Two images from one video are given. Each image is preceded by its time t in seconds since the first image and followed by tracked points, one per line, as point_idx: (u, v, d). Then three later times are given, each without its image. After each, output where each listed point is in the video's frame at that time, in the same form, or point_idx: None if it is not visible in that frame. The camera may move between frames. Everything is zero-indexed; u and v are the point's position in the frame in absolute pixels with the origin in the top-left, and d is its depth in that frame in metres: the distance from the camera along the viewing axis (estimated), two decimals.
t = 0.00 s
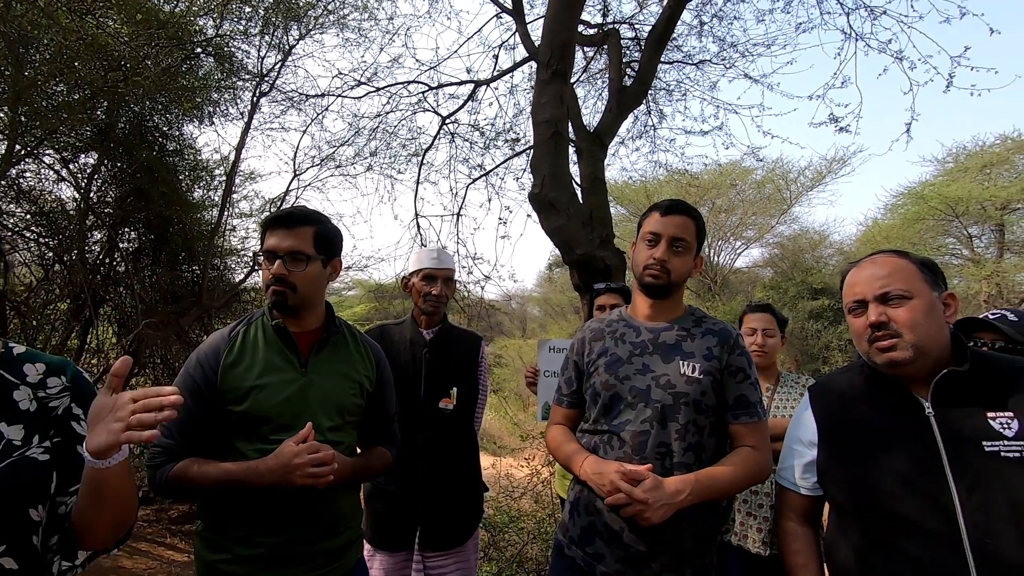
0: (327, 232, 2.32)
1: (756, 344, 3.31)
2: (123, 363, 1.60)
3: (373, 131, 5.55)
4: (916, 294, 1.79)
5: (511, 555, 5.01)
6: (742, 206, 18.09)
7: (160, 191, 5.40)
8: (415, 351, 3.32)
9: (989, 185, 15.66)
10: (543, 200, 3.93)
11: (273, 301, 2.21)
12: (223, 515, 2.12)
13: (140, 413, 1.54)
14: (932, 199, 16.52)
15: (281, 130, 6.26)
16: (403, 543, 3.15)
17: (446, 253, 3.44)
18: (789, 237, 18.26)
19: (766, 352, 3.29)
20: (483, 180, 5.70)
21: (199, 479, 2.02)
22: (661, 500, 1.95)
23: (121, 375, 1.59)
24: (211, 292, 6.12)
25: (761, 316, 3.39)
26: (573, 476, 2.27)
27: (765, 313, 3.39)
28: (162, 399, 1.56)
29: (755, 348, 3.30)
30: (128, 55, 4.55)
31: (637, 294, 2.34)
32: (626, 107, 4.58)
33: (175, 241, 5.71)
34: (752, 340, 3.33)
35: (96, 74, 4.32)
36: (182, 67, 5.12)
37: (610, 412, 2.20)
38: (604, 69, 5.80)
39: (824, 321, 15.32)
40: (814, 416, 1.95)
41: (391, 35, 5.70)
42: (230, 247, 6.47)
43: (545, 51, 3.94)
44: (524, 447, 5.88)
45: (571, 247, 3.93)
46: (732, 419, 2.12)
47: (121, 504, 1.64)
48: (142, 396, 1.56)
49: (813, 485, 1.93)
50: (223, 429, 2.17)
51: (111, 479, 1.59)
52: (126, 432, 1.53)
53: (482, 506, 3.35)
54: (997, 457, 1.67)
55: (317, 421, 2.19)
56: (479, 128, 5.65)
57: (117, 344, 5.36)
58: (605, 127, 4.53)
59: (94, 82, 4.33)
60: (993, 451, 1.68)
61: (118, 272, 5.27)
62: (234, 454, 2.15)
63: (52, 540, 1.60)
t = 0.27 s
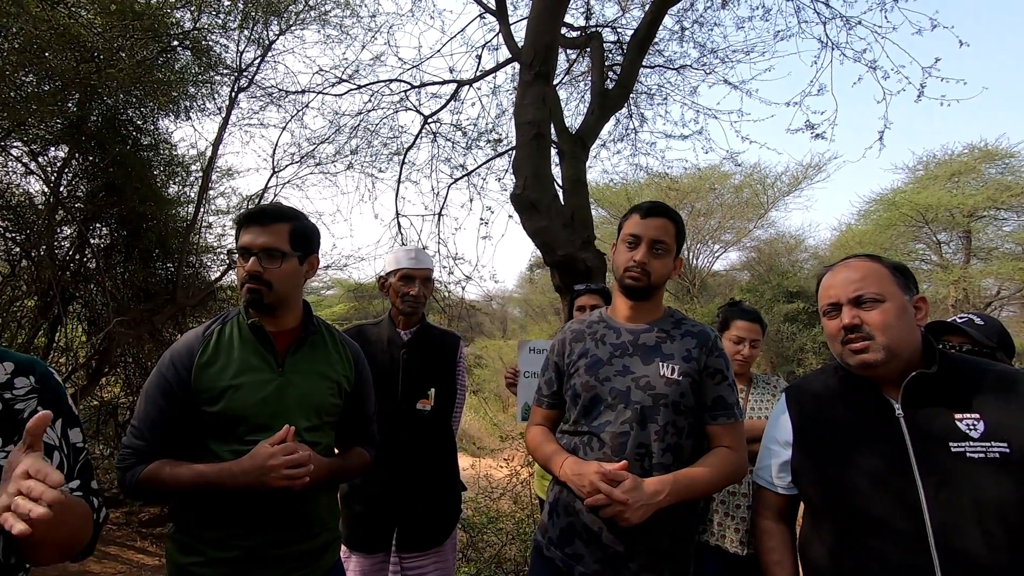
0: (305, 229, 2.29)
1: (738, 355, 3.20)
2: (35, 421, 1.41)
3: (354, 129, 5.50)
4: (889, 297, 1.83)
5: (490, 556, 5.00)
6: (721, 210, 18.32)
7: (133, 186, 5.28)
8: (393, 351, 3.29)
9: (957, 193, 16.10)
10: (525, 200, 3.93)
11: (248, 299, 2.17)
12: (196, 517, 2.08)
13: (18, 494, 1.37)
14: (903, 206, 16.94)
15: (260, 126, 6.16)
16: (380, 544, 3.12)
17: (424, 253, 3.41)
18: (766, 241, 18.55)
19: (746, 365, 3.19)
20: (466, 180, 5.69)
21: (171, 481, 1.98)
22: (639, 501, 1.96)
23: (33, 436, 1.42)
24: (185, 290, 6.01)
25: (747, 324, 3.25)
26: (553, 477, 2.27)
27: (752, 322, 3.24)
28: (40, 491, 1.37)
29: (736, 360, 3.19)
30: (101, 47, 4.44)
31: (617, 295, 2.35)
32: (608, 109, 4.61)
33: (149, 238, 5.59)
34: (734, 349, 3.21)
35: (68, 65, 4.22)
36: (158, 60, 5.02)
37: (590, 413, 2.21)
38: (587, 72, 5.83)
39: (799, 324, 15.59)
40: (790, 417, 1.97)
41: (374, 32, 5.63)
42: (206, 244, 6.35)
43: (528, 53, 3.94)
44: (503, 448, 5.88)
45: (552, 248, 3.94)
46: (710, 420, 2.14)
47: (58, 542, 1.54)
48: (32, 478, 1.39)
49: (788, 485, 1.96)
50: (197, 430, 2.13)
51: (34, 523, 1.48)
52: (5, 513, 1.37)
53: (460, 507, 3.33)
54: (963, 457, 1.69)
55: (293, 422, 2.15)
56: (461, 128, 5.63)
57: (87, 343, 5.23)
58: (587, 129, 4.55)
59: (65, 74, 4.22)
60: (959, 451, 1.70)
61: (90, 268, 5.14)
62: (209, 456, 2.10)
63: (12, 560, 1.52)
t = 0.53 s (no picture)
0: (280, 227, 2.25)
1: (715, 363, 3.19)
2: None
3: (332, 127, 5.44)
4: (862, 300, 1.87)
5: (467, 557, 4.98)
6: (697, 213, 18.56)
7: (102, 182, 5.15)
8: (369, 352, 3.26)
9: (924, 200, 16.57)
10: (504, 201, 3.94)
11: (223, 298, 2.13)
12: (166, 521, 2.03)
13: None
14: (873, 211, 17.36)
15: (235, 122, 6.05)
16: (356, 547, 3.09)
17: (402, 252, 3.39)
18: (742, 245, 18.84)
19: (720, 372, 3.21)
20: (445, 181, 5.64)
21: (140, 484, 1.93)
22: (616, 501, 1.97)
23: None
24: (156, 288, 5.87)
25: (725, 331, 3.21)
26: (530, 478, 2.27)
27: (730, 330, 3.20)
28: None
29: (713, 368, 3.19)
30: (69, 38, 4.32)
31: (594, 296, 2.36)
32: (588, 112, 4.63)
33: (118, 235, 5.45)
34: (712, 358, 3.19)
35: (34, 56, 4.14)
36: (129, 53, 4.90)
37: (567, 414, 2.21)
38: (567, 74, 5.86)
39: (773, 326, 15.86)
40: (763, 418, 2.00)
41: (352, 29, 5.57)
42: (178, 242, 6.22)
43: (508, 54, 3.94)
44: (481, 449, 5.86)
45: (531, 249, 3.95)
46: (685, 419, 2.16)
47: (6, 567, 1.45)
48: None
49: (762, 484, 1.99)
50: (167, 432, 2.08)
51: None
52: None
53: (437, 508, 3.32)
54: (930, 458, 1.73)
55: (267, 423, 2.12)
56: (441, 128, 5.62)
57: (51, 342, 5.09)
58: (567, 131, 4.57)
59: (30, 65, 4.10)
60: (925, 451, 1.74)
61: (56, 265, 4.99)
62: (179, 458, 2.06)
63: None
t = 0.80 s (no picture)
0: (253, 226, 2.21)
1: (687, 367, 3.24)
2: None
3: (307, 125, 5.38)
4: (828, 301, 1.92)
5: (443, 559, 4.96)
6: (672, 215, 18.79)
7: (66, 178, 5.00)
8: (342, 353, 3.22)
9: (890, 204, 17.04)
10: (481, 202, 3.93)
11: (192, 298, 2.08)
12: (132, 529, 1.97)
13: None
14: (841, 214, 17.78)
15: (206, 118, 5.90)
16: (330, 551, 3.05)
17: (377, 252, 3.36)
18: (716, 246, 19.12)
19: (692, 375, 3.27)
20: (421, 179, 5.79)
21: (105, 490, 1.88)
22: (591, 501, 1.98)
23: None
24: (123, 288, 5.71)
25: (697, 336, 3.22)
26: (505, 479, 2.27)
27: (701, 334, 3.23)
28: None
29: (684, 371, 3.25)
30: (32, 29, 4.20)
31: (569, 297, 2.37)
32: (564, 113, 4.65)
33: (83, 233, 5.29)
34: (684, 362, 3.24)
35: None
36: (95, 46, 4.77)
37: (543, 414, 2.22)
38: (544, 75, 5.87)
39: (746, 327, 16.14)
40: (735, 417, 2.03)
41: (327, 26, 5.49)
42: (146, 240, 6.07)
43: (485, 54, 3.94)
44: (457, 450, 5.85)
45: (508, 249, 3.95)
46: (659, 419, 2.18)
47: None
48: None
49: (733, 484, 2.02)
50: (134, 437, 2.03)
51: None
52: None
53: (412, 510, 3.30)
54: (895, 454, 1.77)
55: (238, 426, 2.08)
56: (417, 127, 5.59)
57: (11, 343, 4.92)
58: (543, 132, 4.58)
59: None
60: (891, 447, 1.78)
61: (17, 264, 4.83)
62: (147, 463, 2.01)
63: None
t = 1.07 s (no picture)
0: (229, 225, 2.18)
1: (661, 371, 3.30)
2: None
3: (283, 123, 5.30)
4: (804, 302, 1.96)
5: (421, 561, 4.93)
6: (650, 217, 18.98)
7: (30, 174, 4.88)
8: (320, 355, 3.18)
9: (859, 207, 17.45)
10: (460, 202, 3.92)
11: (167, 299, 2.04)
12: (101, 535, 1.92)
13: None
14: (813, 217, 18.14)
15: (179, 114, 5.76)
16: (306, 555, 3.01)
17: (357, 253, 3.34)
18: (692, 248, 19.36)
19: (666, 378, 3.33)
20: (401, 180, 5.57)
21: (75, 495, 1.83)
22: (570, 501, 1.99)
23: None
24: (92, 288, 5.56)
25: (670, 340, 3.27)
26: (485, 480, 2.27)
27: (675, 340, 3.27)
28: None
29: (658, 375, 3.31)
30: None
31: (548, 297, 2.38)
32: (543, 115, 4.66)
33: (49, 231, 5.14)
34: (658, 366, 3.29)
35: None
36: (62, 39, 4.69)
37: (523, 415, 2.22)
38: (523, 77, 5.89)
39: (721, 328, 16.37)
40: (711, 416, 2.06)
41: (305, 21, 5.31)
42: (116, 239, 5.93)
43: (465, 55, 3.93)
44: (435, 452, 5.82)
45: (487, 250, 3.96)
46: (637, 418, 2.20)
47: None
48: None
49: (709, 483, 2.05)
50: (105, 441, 1.98)
51: None
52: None
53: (389, 512, 3.27)
54: (868, 452, 1.82)
55: (214, 429, 2.05)
56: (396, 127, 5.55)
57: None
58: (522, 134, 4.59)
59: None
60: (864, 446, 1.83)
61: None
62: (119, 468, 1.96)
63: None
